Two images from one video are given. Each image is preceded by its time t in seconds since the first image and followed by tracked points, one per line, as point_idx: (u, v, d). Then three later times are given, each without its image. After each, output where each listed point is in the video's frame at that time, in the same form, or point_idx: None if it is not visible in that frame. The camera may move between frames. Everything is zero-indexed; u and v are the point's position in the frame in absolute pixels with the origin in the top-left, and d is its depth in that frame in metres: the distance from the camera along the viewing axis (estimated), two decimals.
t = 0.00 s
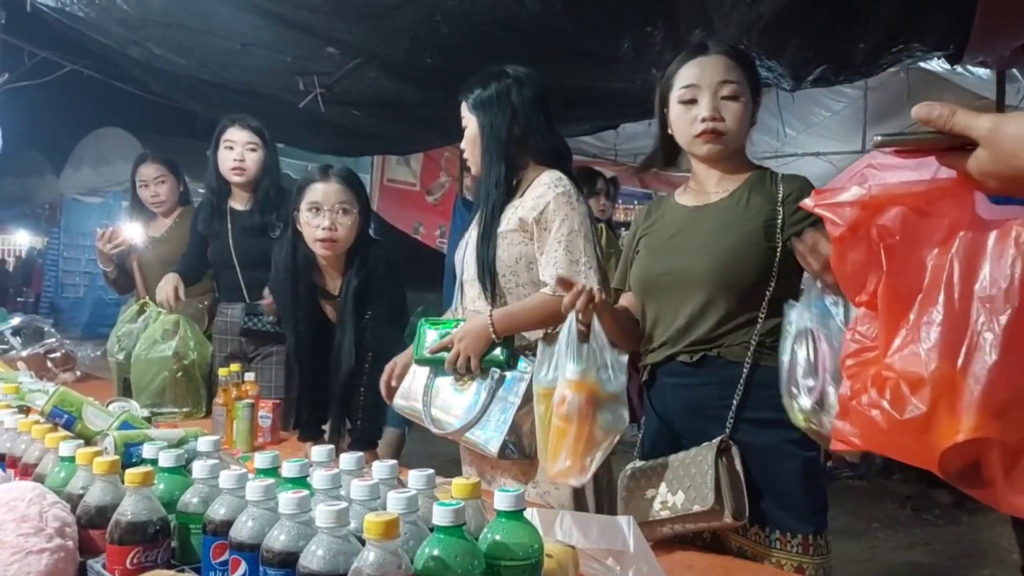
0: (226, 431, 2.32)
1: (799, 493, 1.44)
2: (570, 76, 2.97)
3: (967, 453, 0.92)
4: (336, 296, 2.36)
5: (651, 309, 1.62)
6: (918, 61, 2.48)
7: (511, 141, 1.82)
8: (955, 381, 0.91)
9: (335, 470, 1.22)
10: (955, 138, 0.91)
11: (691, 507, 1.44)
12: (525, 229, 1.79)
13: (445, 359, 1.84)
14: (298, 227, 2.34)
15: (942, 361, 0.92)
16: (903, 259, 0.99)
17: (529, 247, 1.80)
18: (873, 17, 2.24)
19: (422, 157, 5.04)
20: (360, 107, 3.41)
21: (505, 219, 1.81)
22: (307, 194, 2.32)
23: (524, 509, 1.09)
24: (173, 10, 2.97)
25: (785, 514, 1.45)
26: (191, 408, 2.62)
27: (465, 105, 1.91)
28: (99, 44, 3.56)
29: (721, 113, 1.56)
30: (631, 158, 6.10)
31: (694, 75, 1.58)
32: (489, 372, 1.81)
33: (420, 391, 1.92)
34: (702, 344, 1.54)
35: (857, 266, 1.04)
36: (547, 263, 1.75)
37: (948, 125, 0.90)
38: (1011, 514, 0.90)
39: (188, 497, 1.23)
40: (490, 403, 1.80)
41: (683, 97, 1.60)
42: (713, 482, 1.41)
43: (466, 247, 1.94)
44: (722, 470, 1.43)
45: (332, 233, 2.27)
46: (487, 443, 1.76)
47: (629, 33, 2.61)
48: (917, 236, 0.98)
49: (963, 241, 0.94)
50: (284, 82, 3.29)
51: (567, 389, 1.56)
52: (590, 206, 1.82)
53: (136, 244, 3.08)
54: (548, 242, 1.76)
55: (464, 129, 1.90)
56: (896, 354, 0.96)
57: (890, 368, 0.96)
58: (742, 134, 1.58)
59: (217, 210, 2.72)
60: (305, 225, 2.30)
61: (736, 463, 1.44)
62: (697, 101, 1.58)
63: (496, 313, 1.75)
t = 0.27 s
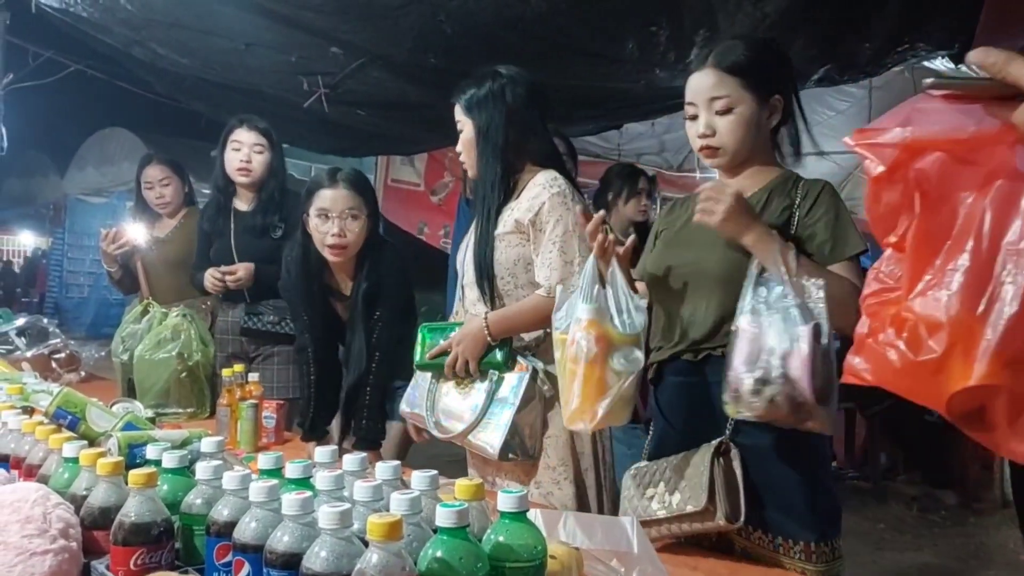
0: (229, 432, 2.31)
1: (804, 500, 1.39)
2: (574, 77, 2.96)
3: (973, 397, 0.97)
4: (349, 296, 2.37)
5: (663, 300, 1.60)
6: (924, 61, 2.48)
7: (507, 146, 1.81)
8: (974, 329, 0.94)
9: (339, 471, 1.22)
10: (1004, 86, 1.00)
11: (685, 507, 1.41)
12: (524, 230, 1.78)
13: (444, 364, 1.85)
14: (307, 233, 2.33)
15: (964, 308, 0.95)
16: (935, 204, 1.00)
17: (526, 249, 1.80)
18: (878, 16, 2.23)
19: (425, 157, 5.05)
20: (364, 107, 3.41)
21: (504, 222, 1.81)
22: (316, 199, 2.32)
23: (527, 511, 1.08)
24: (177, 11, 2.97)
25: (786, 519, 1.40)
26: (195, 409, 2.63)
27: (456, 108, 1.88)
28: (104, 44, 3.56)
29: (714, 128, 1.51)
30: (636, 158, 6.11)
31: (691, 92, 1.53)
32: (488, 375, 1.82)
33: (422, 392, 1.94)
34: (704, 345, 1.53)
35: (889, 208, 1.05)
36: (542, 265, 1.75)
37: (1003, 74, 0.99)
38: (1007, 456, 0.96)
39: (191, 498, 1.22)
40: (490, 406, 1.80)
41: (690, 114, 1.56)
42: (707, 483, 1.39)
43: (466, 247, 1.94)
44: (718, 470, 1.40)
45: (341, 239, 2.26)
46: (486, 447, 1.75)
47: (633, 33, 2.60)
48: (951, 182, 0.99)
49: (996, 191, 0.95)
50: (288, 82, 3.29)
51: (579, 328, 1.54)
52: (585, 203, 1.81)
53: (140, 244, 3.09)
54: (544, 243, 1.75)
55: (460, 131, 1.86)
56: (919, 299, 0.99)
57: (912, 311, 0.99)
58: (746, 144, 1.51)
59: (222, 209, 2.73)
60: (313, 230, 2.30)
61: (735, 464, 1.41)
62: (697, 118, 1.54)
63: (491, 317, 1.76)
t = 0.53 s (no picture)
0: (232, 432, 2.30)
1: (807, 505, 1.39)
2: (577, 76, 2.96)
3: None
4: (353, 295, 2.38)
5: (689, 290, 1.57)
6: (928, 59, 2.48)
7: (506, 146, 1.80)
8: None
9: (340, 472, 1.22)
10: None
11: (686, 506, 1.39)
12: (523, 230, 1.78)
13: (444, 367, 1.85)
14: (308, 232, 2.32)
15: None
16: None
17: (526, 250, 1.80)
18: (882, 15, 2.23)
19: (428, 157, 5.05)
20: (367, 107, 3.41)
21: (502, 221, 1.80)
22: (316, 196, 2.31)
23: (530, 512, 1.08)
24: (180, 11, 2.97)
25: (787, 525, 1.40)
26: (198, 409, 2.63)
27: (450, 109, 1.86)
28: (106, 45, 3.56)
29: (731, 127, 1.45)
30: (639, 157, 6.11)
31: (708, 89, 1.48)
32: (489, 377, 1.82)
33: (420, 394, 1.93)
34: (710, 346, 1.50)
35: (977, 225, 1.02)
36: (544, 265, 1.74)
37: None
38: None
39: (193, 500, 1.22)
40: (491, 409, 1.79)
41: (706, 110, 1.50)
42: (708, 484, 1.37)
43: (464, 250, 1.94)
44: (720, 472, 1.38)
45: (343, 236, 2.26)
46: (488, 450, 1.75)
47: (637, 32, 2.60)
48: None
49: None
50: (291, 82, 3.29)
51: (610, 306, 1.38)
52: (586, 203, 1.80)
53: (143, 244, 3.10)
54: (544, 244, 1.75)
55: (456, 134, 1.85)
56: None
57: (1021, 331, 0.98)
58: (765, 145, 1.45)
59: (225, 208, 2.71)
60: (315, 227, 2.29)
61: (739, 467, 1.38)
62: (714, 115, 1.48)
63: (493, 318, 1.76)
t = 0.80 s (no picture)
0: (234, 433, 2.31)
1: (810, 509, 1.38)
2: (579, 76, 2.96)
3: None
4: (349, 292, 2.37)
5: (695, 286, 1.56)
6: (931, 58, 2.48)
7: (510, 146, 1.79)
8: None
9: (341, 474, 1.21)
10: None
11: (685, 504, 1.39)
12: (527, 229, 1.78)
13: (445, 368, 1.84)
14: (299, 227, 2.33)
15: None
16: None
17: (530, 250, 1.80)
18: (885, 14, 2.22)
19: (430, 157, 5.05)
20: (368, 107, 3.41)
21: (506, 221, 1.80)
22: (308, 189, 2.31)
23: (532, 513, 1.08)
24: (181, 12, 2.97)
25: (789, 529, 1.39)
26: (200, 410, 2.64)
27: (455, 104, 1.85)
28: (108, 46, 3.57)
29: (741, 132, 1.44)
30: (641, 157, 6.12)
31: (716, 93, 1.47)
32: (491, 377, 1.80)
33: (418, 394, 1.91)
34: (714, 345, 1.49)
35: None
36: (546, 265, 1.74)
37: None
38: None
39: (195, 501, 1.22)
40: (495, 410, 1.78)
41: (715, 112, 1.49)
42: (708, 482, 1.36)
43: (465, 248, 1.93)
44: (720, 471, 1.37)
45: (336, 228, 2.26)
46: (493, 451, 1.73)
47: (638, 32, 2.60)
48: None
49: None
50: (293, 82, 3.29)
51: (623, 319, 1.38)
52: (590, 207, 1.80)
53: (145, 245, 3.10)
54: (548, 244, 1.75)
55: (459, 132, 1.84)
56: None
57: None
58: (775, 148, 1.44)
59: (228, 209, 2.71)
60: (307, 222, 2.30)
61: (740, 466, 1.38)
62: (723, 118, 1.47)
63: (497, 317, 1.75)
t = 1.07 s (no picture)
0: (237, 431, 2.32)
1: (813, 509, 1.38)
2: (581, 76, 2.96)
3: None
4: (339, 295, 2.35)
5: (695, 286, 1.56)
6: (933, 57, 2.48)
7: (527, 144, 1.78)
8: None
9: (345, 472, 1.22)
10: None
11: (688, 501, 1.39)
12: (551, 228, 1.77)
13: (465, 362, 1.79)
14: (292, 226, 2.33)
15: None
16: None
17: (550, 248, 1.80)
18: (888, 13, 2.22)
19: (432, 156, 5.05)
20: (370, 106, 3.42)
21: (528, 219, 1.78)
22: (299, 189, 2.31)
23: (534, 511, 1.08)
24: (185, 11, 2.97)
25: (791, 527, 1.39)
26: (202, 408, 2.64)
27: (472, 96, 1.82)
28: (111, 45, 3.57)
29: (747, 134, 1.44)
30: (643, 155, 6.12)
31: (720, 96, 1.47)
32: (514, 371, 1.77)
33: (428, 391, 1.85)
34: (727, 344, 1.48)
35: None
36: (571, 263, 1.75)
37: None
38: None
39: (198, 499, 1.22)
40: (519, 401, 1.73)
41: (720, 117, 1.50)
42: (711, 478, 1.37)
43: (479, 245, 1.88)
44: (724, 468, 1.37)
45: (327, 228, 2.25)
46: (518, 442, 1.68)
47: (641, 31, 2.60)
48: None
49: None
50: (295, 82, 3.30)
51: (614, 322, 1.38)
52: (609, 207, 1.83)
53: (149, 244, 3.11)
54: (573, 243, 1.75)
55: (478, 126, 1.81)
56: None
57: None
58: (780, 150, 1.44)
59: (231, 208, 2.71)
60: (299, 222, 2.29)
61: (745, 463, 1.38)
62: (728, 121, 1.47)
63: (527, 310, 1.73)
